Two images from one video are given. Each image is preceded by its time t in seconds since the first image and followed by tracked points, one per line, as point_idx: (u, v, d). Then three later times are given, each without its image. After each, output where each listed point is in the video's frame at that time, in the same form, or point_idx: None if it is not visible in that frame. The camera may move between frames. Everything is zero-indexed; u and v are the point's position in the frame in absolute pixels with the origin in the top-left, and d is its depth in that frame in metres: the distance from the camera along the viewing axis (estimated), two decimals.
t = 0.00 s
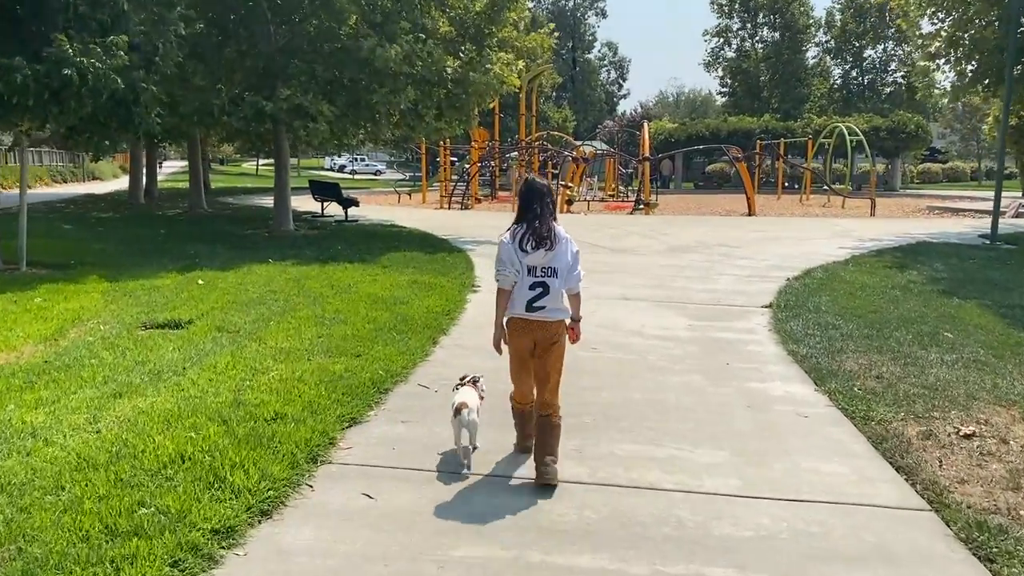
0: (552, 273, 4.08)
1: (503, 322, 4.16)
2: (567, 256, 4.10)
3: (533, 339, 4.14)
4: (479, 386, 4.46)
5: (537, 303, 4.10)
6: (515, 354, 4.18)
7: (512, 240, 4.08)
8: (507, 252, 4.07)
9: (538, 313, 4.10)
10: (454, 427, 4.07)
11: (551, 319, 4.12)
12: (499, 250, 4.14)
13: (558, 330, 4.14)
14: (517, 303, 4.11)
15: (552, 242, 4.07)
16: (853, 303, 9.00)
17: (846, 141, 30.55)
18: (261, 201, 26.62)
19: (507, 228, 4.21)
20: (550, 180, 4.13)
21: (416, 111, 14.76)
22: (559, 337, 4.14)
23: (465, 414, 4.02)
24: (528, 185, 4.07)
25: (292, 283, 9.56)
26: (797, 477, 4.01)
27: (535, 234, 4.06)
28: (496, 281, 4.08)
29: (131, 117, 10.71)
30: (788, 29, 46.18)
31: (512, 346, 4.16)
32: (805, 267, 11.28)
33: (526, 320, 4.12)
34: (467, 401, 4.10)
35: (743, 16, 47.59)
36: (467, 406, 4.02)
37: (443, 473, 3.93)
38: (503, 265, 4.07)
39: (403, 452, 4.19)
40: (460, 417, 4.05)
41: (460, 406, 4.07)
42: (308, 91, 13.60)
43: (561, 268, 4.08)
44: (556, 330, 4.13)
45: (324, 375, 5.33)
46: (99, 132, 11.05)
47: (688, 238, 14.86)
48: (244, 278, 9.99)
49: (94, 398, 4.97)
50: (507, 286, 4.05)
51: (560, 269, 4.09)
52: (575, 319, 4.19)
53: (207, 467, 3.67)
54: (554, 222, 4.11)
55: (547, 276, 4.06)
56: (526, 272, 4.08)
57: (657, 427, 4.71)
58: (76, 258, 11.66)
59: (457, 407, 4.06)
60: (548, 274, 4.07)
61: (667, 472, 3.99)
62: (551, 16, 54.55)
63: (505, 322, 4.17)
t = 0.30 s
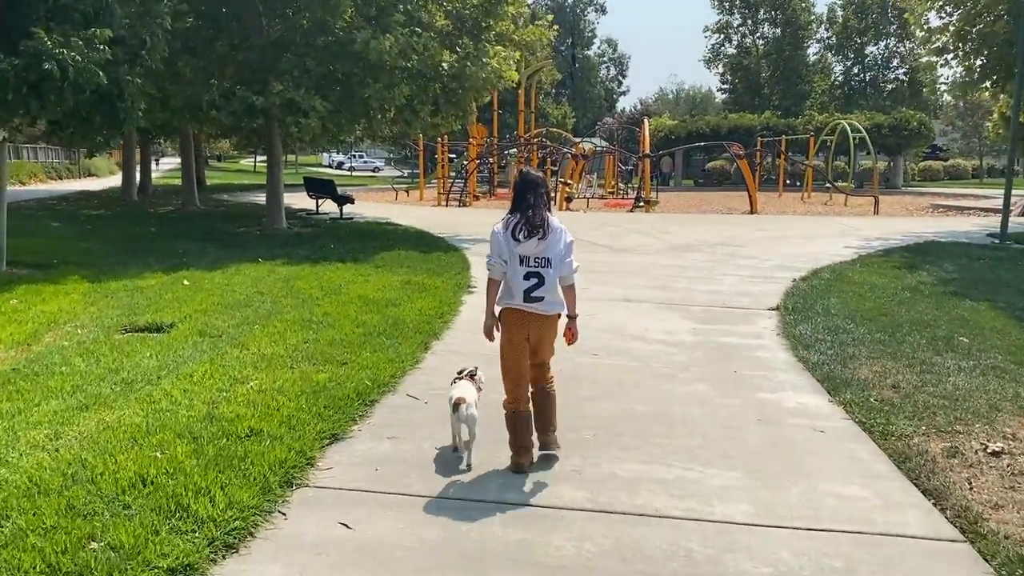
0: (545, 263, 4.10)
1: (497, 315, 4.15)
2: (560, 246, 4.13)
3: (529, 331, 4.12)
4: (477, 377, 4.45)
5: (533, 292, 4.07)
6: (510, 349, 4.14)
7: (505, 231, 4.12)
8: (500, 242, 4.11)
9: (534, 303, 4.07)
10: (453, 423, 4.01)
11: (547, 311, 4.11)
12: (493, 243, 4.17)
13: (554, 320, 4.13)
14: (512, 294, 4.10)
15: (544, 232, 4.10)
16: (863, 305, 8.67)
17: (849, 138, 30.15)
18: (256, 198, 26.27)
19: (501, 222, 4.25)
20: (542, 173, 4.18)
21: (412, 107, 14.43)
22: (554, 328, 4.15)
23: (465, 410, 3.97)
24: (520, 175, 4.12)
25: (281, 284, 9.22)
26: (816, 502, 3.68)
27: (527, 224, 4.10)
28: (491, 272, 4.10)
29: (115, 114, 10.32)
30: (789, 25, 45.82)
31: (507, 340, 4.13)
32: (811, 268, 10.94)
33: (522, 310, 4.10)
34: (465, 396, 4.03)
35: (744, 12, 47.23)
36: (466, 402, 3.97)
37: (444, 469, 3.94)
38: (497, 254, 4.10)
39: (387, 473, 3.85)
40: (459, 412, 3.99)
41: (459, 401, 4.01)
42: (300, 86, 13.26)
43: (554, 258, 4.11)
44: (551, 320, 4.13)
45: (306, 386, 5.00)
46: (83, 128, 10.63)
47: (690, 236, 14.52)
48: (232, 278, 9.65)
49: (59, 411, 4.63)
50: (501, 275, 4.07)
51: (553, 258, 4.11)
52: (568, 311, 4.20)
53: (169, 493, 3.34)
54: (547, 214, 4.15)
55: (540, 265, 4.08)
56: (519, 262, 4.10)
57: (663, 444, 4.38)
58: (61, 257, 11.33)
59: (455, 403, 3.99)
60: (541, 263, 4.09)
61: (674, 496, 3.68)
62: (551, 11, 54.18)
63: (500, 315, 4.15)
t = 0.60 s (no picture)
0: (544, 271, 3.94)
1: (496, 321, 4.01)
2: (559, 253, 3.97)
3: (529, 338, 3.97)
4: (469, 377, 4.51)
5: (533, 301, 3.93)
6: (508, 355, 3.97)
7: (504, 238, 3.96)
8: (499, 251, 3.94)
9: (532, 312, 3.93)
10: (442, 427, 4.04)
11: (548, 318, 3.96)
12: (492, 249, 4.01)
13: (554, 328, 3.99)
14: (511, 303, 3.96)
15: (544, 240, 3.93)
16: (873, 313, 8.32)
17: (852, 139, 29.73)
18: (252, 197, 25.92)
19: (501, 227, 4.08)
20: (543, 178, 3.98)
21: (407, 105, 14.09)
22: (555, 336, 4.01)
23: (451, 414, 4.00)
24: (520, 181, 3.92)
25: (267, 288, 8.88)
26: (835, 539, 3.35)
27: (526, 232, 3.93)
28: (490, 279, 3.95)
29: (100, 108, 10.08)
30: (791, 24, 45.52)
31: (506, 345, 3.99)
32: (818, 272, 10.59)
33: (521, 318, 3.95)
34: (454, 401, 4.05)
35: (746, 11, 46.99)
36: (453, 406, 3.99)
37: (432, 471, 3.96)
38: (496, 262, 3.94)
39: (363, 504, 3.51)
40: (447, 416, 4.02)
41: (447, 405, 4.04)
42: (293, 84, 12.93)
43: (554, 266, 3.94)
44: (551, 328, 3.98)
45: (283, 402, 4.65)
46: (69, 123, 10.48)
47: (692, 238, 14.17)
48: (219, 282, 9.31)
49: (14, 429, 4.29)
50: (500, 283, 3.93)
51: (553, 266, 3.95)
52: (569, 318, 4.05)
53: (116, 531, 3.00)
54: (547, 221, 3.97)
55: (539, 274, 3.92)
56: (518, 271, 3.94)
57: (667, 470, 4.04)
58: (43, 258, 10.99)
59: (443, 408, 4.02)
60: (540, 272, 3.93)
61: (680, 532, 3.34)
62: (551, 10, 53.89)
63: (500, 320, 4.00)
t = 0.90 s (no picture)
0: (545, 262, 4.00)
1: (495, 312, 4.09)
2: (560, 245, 4.02)
3: (526, 331, 4.05)
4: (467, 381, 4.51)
5: (532, 292, 3.99)
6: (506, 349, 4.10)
7: (505, 229, 4.01)
8: (500, 241, 4.00)
9: (532, 303, 3.99)
10: (443, 426, 4.04)
11: (546, 310, 4.02)
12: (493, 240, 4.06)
13: (552, 321, 4.05)
14: (511, 294, 4.02)
15: (545, 231, 3.99)
16: (887, 318, 7.96)
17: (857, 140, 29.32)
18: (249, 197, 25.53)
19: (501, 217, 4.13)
20: (543, 169, 4.02)
21: (404, 102, 13.71)
22: (551, 327, 4.07)
23: (451, 415, 3.99)
24: (519, 173, 3.96)
25: (256, 290, 8.54)
26: None
27: (527, 223, 3.98)
28: (491, 271, 4.01)
29: (85, 105, 9.73)
30: (795, 24, 45.16)
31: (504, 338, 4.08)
32: (827, 275, 10.24)
33: (521, 309, 4.02)
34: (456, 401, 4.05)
35: (749, 11, 46.69)
36: (453, 408, 3.98)
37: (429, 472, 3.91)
38: (498, 253, 3.99)
39: (337, 537, 3.17)
40: (447, 417, 4.02)
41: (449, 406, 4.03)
42: (287, 79, 12.59)
43: (555, 257, 4.01)
44: (549, 320, 4.04)
45: (259, 417, 4.32)
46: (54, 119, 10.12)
47: (697, 240, 13.81)
48: (207, 283, 8.97)
49: None
50: (501, 274, 3.99)
51: (554, 258, 4.01)
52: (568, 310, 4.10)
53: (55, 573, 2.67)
54: (547, 212, 4.03)
55: (540, 265, 3.98)
56: (519, 262, 3.99)
57: (675, 495, 3.71)
58: (28, 258, 10.65)
59: (445, 407, 4.01)
60: (542, 262, 3.99)
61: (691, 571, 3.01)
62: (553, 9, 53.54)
63: (498, 311, 4.08)
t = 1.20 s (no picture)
0: (535, 267, 4.07)
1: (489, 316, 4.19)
2: (550, 250, 4.10)
3: (517, 334, 4.11)
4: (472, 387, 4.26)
5: (523, 297, 4.07)
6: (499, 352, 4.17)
7: (496, 235, 4.12)
8: (491, 247, 4.10)
9: (523, 308, 4.07)
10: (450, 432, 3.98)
11: (536, 316, 4.09)
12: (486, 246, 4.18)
13: (543, 326, 4.11)
14: (502, 299, 4.11)
15: (534, 235, 4.07)
16: (903, 330, 7.62)
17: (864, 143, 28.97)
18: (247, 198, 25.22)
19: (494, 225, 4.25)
20: (534, 176, 4.12)
21: (401, 104, 13.35)
22: (543, 332, 4.12)
23: (458, 422, 3.94)
24: (510, 180, 4.07)
25: (245, 298, 8.22)
26: None
27: (517, 228, 4.08)
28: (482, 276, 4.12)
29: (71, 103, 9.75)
30: (800, 26, 44.90)
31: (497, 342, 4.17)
32: (838, 284, 9.90)
33: (512, 313, 4.10)
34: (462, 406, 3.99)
35: (754, 13, 46.46)
36: (461, 414, 3.93)
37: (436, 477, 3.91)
38: (489, 260, 4.10)
39: None
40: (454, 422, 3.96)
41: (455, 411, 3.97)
42: (284, 80, 12.26)
43: (544, 262, 4.08)
44: (540, 324, 4.11)
45: (235, 442, 3.99)
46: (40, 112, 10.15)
47: (702, 245, 13.49)
48: (194, 290, 8.65)
49: None
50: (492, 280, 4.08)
51: (544, 262, 4.08)
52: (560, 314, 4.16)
53: None
54: (538, 218, 4.12)
55: (530, 270, 4.06)
56: (510, 267, 4.09)
57: (687, 533, 3.38)
58: (13, 262, 10.35)
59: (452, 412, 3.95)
60: (532, 267, 4.07)
61: None
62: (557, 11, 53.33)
63: (492, 315, 4.19)
